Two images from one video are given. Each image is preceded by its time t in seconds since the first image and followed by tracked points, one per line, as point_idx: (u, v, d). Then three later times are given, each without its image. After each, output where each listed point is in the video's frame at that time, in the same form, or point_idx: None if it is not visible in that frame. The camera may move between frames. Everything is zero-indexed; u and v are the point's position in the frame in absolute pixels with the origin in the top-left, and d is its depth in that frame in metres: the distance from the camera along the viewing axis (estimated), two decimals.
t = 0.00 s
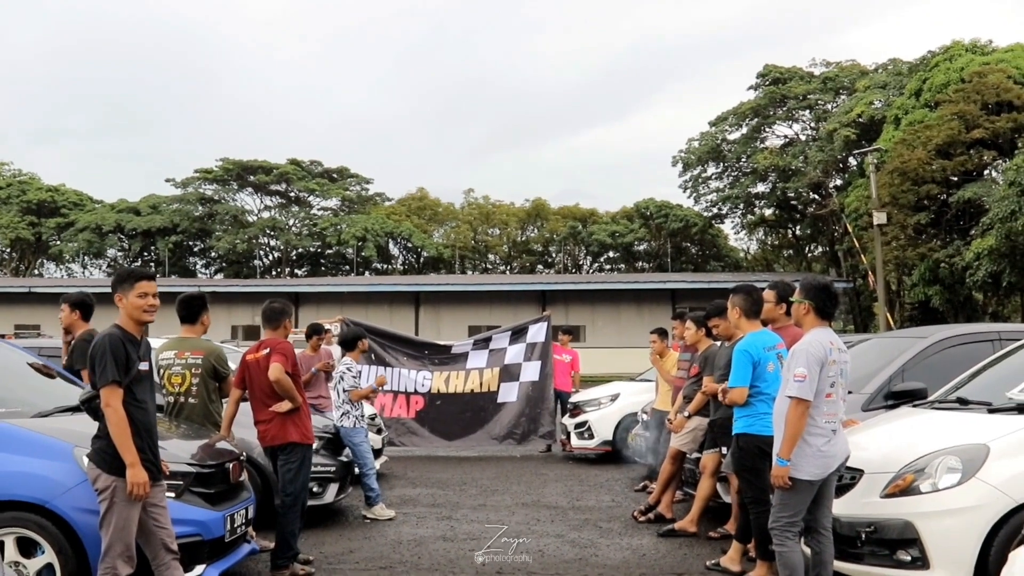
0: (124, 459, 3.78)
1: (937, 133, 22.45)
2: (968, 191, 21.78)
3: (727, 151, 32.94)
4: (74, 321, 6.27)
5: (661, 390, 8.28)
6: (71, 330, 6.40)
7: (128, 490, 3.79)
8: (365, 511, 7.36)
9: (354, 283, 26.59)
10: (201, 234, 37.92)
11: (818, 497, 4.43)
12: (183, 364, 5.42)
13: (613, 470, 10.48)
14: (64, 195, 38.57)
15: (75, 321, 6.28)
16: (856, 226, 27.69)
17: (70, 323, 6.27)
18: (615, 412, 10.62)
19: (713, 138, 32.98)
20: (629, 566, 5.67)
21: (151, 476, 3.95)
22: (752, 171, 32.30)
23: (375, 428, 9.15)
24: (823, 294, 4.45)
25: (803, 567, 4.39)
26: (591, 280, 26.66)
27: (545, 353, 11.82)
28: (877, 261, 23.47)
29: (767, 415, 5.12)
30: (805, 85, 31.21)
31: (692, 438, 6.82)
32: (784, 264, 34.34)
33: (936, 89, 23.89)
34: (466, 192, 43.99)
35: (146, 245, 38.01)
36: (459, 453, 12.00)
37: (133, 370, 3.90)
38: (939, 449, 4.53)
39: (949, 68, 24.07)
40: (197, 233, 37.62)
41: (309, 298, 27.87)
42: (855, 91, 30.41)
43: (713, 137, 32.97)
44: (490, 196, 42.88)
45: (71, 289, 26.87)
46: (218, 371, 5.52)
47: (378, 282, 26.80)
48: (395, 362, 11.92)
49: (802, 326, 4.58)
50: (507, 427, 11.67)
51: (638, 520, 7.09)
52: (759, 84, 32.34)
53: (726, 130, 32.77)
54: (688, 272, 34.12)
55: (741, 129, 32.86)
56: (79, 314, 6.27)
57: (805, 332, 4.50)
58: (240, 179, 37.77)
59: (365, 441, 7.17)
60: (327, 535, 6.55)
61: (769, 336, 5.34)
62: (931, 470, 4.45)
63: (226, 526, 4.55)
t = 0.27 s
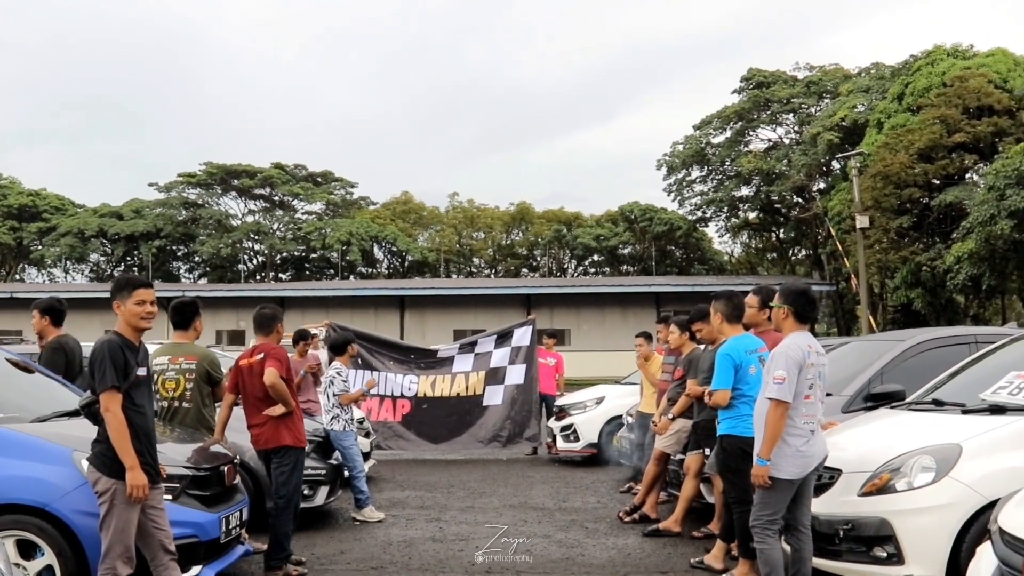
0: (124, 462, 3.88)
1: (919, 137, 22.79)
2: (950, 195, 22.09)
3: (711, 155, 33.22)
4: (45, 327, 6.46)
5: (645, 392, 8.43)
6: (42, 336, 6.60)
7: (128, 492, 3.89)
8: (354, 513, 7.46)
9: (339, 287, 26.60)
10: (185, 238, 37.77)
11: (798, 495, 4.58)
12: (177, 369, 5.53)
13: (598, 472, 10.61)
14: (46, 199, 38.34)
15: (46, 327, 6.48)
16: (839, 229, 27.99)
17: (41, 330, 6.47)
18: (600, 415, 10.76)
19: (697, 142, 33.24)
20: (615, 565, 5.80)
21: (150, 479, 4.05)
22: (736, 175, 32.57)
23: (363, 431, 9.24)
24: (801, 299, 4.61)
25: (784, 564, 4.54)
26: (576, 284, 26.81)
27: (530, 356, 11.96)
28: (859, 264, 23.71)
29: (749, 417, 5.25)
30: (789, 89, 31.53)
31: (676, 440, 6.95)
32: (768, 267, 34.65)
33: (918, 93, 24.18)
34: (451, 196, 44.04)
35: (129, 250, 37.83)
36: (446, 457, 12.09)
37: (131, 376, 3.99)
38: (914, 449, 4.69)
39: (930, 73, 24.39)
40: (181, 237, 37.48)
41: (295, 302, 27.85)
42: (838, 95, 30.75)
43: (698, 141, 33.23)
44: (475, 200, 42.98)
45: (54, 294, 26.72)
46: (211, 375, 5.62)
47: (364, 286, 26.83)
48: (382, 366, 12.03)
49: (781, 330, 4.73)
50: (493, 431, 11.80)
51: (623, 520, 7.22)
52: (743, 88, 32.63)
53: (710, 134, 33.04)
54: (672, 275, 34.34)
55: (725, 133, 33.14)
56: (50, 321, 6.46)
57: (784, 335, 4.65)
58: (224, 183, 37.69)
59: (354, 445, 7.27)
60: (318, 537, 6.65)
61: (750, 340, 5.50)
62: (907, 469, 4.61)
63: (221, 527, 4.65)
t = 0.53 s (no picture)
0: (117, 470, 3.95)
1: (900, 147, 23.11)
2: (930, 204, 22.38)
3: (695, 163, 33.48)
4: (19, 335, 6.56)
5: (630, 399, 8.55)
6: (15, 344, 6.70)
7: (121, 499, 3.97)
8: (343, 520, 7.55)
9: (325, 295, 26.62)
10: (170, 245, 37.64)
11: (777, 499, 4.71)
12: (168, 378, 5.61)
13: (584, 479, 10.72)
14: (30, 205, 38.16)
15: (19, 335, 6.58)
16: (822, 237, 28.28)
17: (14, 338, 6.57)
18: (586, 422, 10.86)
19: (682, 150, 33.50)
20: (600, 569, 5.90)
21: (143, 486, 4.13)
22: (720, 183, 32.84)
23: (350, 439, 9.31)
24: (777, 308, 4.74)
25: (763, 567, 4.66)
26: (561, 291, 26.94)
27: (517, 364, 12.05)
28: (842, 271, 23.94)
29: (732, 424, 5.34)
30: (772, 98, 31.86)
31: (660, 446, 7.08)
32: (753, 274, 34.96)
33: (899, 103, 24.48)
34: (437, 203, 44.12)
35: (114, 256, 37.65)
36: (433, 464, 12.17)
37: (125, 384, 4.06)
38: (890, 453, 4.82)
39: (911, 82, 24.72)
40: (167, 244, 37.35)
41: (281, 310, 27.83)
42: (821, 104, 31.09)
43: (682, 149, 33.49)
44: (461, 207, 43.07)
45: (38, 301, 26.58)
46: (202, 384, 5.70)
47: (350, 294, 26.86)
48: (369, 373, 12.10)
49: (759, 339, 4.87)
50: (480, 437, 11.88)
51: (609, 526, 7.32)
52: (727, 97, 32.92)
53: (694, 142, 33.30)
54: (658, 282, 34.52)
55: (709, 141, 33.40)
56: (22, 328, 6.56)
57: (762, 345, 4.78)
58: (210, 190, 37.65)
59: (342, 452, 7.36)
60: (308, 544, 6.73)
61: (731, 348, 5.62)
62: (882, 473, 4.74)
63: (212, 534, 4.72)
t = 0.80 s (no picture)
0: (117, 472, 4.05)
1: (888, 152, 23.35)
2: (918, 208, 22.61)
3: (685, 168, 33.71)
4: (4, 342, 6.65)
5: (620, 402, 8.68)
6: None
7: (121, 500, 4.07)
8: (336, 522, 7.64)
9: (317, 300, 26.68)
10: (162, 251, 37.64)
11: (761, 499, 4.83)
12: (165, 382, 5.73)
13: (575, 481, 10.84)
14: (21, 212, 38.13)
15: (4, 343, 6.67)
16: (812, 241, 28.52)
17: None
18: (576, 425, 10.97)
19: (672, 156, 33.74)
20: (590, 568, 6.03)
21: (142, 488, 4.23)
22: (710, 188, 33.07)
23: (343, 442, 9.42)
24: (760, 313, 4.88)
25: (748, 565, 4.79)
26: (553, 296, 27.09)
27: (507, 368, 12.16)
28: (831, 276, 24.14)
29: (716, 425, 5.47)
30: (761, 104, 32.12)
31: (649, 448, 7.20)
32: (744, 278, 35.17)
33: (887, 109, 24.73)
34: (428, 209, 44.23)
35: (105, 263, 37.62)
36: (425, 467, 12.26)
37: (125, 389, 4.16)
38: (871, 454, 4.95)
39: (899, 89, 24.98)
40: (158, 250, 37.35)
41: (273, 315, 27.88)
42: (809, 110, 31.35)
43: (672, 155, 33.73)
44: (452, 213, 43.21)
45: (29, 308, 26.58)
46: (198, 389, 5.82)
47: (342, 299, 26.93)
48: (361, 377, 12.22)
49: (742, 343, 5.01)
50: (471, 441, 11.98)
51: (598, 527, 7.44)
52: (716, 103, 33.17)
53: (684, 148, 33.55)
54: (648, 287, 34.71)
55: (699, 147, 33.65)
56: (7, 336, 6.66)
57: (746, 348, 4.92)
58: (201, 197, 37.70)
59: (336, 455, 7.45)
60: (302, 545, 6.83)
61: (717, 352, 5.75)
62: (864, 473, 4.86)
63: (209, 534, 4.83)
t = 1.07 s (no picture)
0: (123, 468, 4.20)
1: (882, 149, 23.51)
2: (912, 205, 22.79)
3: (679, 166, 33.89)
4: None
5: (612, 399, 8.83)
6: None
7: (127, 495, 4.22)
8: (333, 519, 7.79)
9: (313, 301, 26.77)
10: (157, 252, 37.69)
11: (747, 492, 4.98)
12: (166, 382, 5.89)
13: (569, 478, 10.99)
14: (16, 214, 38.16)
15: None
16: (806, 239, 28.70)
17: None
18: (569, 423, 11.11)
19: (666, 154, 33.91)
20: (581, 561, 6.19)
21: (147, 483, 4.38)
22: (704, 186, 33.24)
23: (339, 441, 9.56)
24: (746, 311, 5.04)
25: (733, 556, 4.93)
26: (547, 295, 27.23)
27: (501, 366, 12.30)
28: (826, 273, 24.30)
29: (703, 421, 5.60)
30: (755, 102, 32.29)
31: (639, 445, 7.34)
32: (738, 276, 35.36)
33: (880, 106, 24.90)
34: (423, 208, 44.35)
35: (100, 264, 37.66)
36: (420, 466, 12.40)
37: (129, 388, 4.30)
38: (853, 448, 4.98)
39: (892, 86, 25.16)
40: (153, 251, 37.40)
41: (269, 315, 27.97)
42: (803, 107, 31.53)
43: (666, 153, 33.91)
44: (446, 212, 43.34)
45: (24, 310, 26.63)
46: (198, 388, 5.98)
47: (337, 299, 27.04)
48: (357, 376, 12.35)
49: (730, 341, 5.16)
50: (466, 439, 12.12)
51: (590, 522, 7.60)
52: (710, 101, 33.34)
53: (678, 146, 33.72)
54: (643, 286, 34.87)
55: (693, 145, 33.82)
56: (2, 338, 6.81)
57: (733, 346, 5.07)
58: (196, 197, 37.76)
59: (332, 453, 7.61)
60: (300, 541, 6.98)
61: (705, 350, 5.90)
62: (846, 467, 4.88)
63: (211, 529, 4.99)
